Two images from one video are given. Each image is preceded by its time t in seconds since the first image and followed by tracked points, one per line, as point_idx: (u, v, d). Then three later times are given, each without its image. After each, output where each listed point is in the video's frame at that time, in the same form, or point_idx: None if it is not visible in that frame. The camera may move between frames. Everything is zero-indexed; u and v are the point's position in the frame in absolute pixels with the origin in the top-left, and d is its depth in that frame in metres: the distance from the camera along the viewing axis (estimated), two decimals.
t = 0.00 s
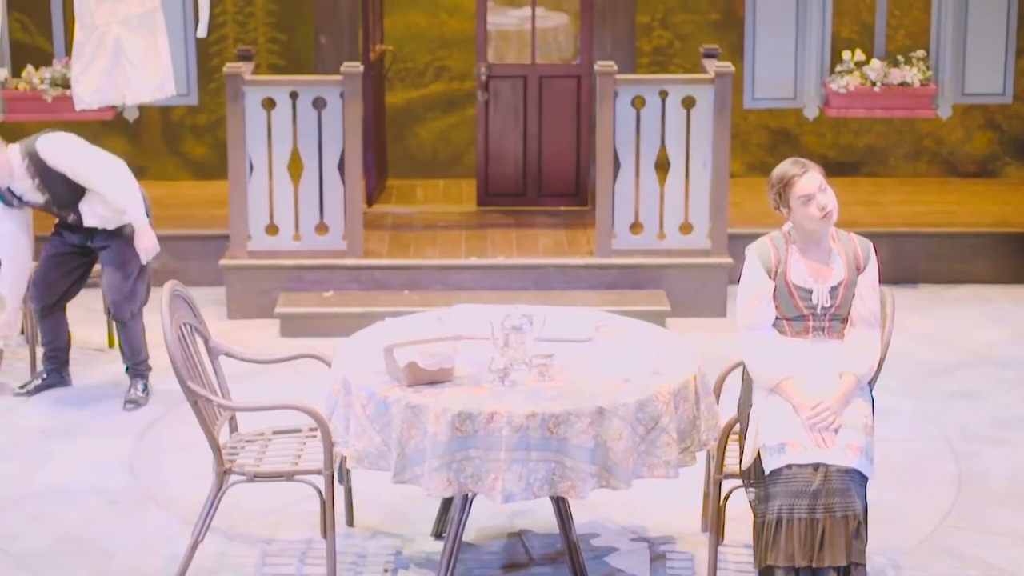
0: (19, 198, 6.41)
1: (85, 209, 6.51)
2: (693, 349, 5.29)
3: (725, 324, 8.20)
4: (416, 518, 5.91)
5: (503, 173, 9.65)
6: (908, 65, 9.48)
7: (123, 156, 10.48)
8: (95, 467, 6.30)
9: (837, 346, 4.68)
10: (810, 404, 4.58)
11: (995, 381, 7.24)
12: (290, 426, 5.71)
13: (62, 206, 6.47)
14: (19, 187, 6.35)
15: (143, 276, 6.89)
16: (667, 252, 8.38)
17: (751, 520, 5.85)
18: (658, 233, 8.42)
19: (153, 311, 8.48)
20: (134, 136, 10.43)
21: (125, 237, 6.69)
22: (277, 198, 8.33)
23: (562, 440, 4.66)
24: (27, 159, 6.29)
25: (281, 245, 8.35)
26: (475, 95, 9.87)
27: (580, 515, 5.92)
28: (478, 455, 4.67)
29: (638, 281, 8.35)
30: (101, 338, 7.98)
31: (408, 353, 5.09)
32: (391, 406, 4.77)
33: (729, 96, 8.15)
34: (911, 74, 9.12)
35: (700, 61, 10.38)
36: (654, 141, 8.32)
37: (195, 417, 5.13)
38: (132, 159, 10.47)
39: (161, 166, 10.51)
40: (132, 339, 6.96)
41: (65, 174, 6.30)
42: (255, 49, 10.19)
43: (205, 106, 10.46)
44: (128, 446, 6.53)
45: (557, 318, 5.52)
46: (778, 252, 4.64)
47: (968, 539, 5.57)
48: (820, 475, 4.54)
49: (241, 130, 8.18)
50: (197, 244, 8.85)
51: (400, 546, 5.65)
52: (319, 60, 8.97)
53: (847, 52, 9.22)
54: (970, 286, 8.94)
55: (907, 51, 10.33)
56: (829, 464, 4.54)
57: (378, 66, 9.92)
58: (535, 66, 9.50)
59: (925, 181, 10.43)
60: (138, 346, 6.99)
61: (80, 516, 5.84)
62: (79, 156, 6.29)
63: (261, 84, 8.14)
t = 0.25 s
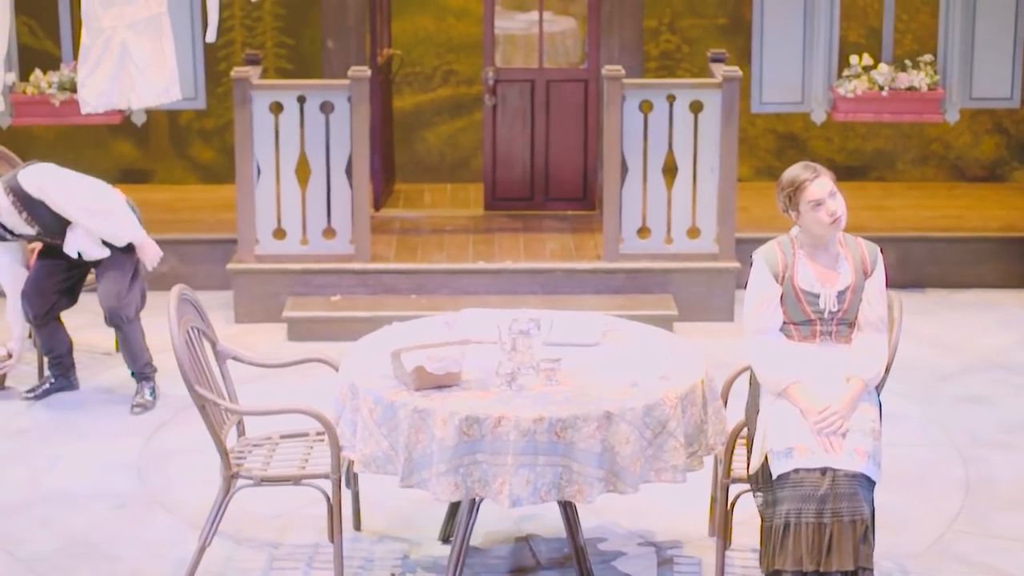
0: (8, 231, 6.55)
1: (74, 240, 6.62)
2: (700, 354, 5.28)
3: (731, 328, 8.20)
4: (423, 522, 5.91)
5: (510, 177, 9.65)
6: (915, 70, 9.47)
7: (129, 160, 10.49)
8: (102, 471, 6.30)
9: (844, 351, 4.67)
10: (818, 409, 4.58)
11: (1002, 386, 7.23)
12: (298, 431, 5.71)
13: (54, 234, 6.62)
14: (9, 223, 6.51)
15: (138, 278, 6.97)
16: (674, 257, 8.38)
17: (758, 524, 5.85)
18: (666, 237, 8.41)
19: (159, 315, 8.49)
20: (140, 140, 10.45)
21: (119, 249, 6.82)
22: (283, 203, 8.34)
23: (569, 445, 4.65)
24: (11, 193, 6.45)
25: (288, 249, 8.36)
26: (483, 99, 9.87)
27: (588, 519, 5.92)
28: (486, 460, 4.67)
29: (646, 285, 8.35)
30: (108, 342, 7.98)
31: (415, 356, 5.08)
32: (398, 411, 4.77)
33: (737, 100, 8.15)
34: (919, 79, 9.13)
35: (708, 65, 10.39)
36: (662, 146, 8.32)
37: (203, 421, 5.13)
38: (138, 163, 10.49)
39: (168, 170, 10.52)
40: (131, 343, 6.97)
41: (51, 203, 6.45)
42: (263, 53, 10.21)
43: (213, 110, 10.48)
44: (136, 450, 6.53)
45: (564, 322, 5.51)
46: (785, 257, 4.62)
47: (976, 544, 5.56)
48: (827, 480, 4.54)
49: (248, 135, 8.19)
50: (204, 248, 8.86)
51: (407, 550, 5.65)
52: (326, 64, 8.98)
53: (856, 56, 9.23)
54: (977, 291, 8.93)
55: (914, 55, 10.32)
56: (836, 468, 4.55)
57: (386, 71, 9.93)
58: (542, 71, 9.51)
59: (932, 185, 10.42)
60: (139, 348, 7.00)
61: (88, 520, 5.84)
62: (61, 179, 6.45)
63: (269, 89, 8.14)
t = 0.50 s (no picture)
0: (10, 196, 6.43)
1: (74, 212, 6.51)
2: (708, 359, 5.27)
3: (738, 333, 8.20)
4: (430, 526, 5.91)
5: (517, 182, 9.65)
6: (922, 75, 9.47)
7: (136, 165, 10.50)
8: (109, 475, 6.30)
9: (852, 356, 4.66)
10: (825, 413, 4.57)
11: (1009, 391, 7.22)
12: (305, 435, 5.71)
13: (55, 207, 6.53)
14: (13, 188, 6.44)
15: (143, 272, 6.97)
16: (681, 261, 8.38)
17: (765, 529, 5.85)
18: (673, 242, 8.41)
19: (166, 319, 8.50)
20: (146, 144, 10.46)
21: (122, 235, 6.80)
22: (290, 207, 8.34)
23: (576, 449, 4.65)
24: (22, 156, 6.40)
25: (295, 254, 8.37)
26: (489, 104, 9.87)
27: (595, 524, 5.92)
28: (493, 464, 4.67)
29: (652, 290, 8.35)
30: (114, 346, 7.99)
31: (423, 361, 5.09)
32: (405, 415, 4.77)
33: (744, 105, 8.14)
34: (926, 83, 9.16)
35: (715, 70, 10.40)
36: (668, 151, 8.32)
37: (209, 426, 5.13)
38: (145, 168, 10.50)
39: (175, 175, 10.53)
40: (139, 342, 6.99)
41: (61, 170, 6.42)
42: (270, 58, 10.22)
43: (219, 114, 10.49)
44: (143, 454, 6.54)
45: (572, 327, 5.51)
46: (792, 262, 4.62)
47: (984, 549, 5.55)
48: (834, 484, 4.54)
49: (255, 139, 8.19)
50: (211, 252, 8.86)
51: (414, 555, 5.65)
52: (334, 69, 8.98)
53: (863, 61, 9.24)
54: (984, 296, 8.92)
55: (921, 60, 10.32)
56: (843, 473, 4.54)
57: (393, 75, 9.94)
58: (549, 75, 9.51)
59: (939, 189, 10.41)
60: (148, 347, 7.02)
61: (94, 524, 5.84)
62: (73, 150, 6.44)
63: (276, 93, 8.15)
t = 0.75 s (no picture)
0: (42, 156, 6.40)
1: (102, 179, 6.54)
2: (715, 364, 5.26)
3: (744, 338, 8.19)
4: (438, 530, 5.91)
5: (524, 186, 9.65)
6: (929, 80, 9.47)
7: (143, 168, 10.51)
8: (115, 479, 6.31)
9: (859, 362, 4.66)
10: (832, 418, 4.57)
11: (1016, 396, 7.22)
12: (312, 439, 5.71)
13: (81, 174, 6.50)
14: (43, 144, 6.38)
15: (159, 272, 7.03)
16: (688, 266, 8.38)
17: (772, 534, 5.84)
18: (680, 246, 8.42)
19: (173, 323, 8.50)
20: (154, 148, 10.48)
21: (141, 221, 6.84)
22: (297, 211, 8.35)
23: (583, 454, 4.65)
24: (65, 114, 6.40)
25: (302, 258, 8.37)
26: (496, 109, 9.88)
27: (602, 529, 5.92)
28: (500, 469, 4.67)
29: (659, 294, 8.35)
30: (121, 350, 7.99)
31: (430, 366, 5.10)
32: (412, 419, 4.76)
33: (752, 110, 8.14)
34: (934, 88, 9.19)
35: (722, 75, 10.40)
36: (676, 156, 8.33)
37: (216, 430, 5.13)
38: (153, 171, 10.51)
39: (182, 179, 10.54)
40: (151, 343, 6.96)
41: (100, 137, 6.46)
42: (278, 63, 10.23)
43: (227, 118, 10.50)
44: (149, 458, 6.54)
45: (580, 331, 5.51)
46: (799, 266, 4.61)
47: (992, 554, 5.55)
48: (841, 489, 4.54)
49: (263, 143, 8.19)
50: (218, 257, 8.87)
51: (420, 559, 5.65)
52: (341, 73, 8.99)
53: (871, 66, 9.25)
54: (991, 300, 8.92)
55: (928, 65, 10.32)
56: (850, 479, 4.53)
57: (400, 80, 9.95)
58: (557, 79, 9.52)
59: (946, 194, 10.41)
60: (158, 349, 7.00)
61: (101, 528, 5.85)
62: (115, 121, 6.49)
63: (284, 97, 8.15)
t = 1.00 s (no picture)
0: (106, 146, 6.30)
1: (162, 184, 6.39)
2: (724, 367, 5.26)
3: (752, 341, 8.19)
4: (447, 534, 5.91)
5: (533, 189, 9.65)
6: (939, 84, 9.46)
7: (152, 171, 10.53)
8: (124, 482, 6.31)
9: (868, 366, 4.65)
10: (841, 422, 4.56)
11: None
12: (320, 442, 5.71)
13: (140, 177, 6.38)
14: (109, 135, 6.31)
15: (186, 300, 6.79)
16: (697, 269, 8.37)
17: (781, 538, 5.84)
18: (689, 250, 8.41)
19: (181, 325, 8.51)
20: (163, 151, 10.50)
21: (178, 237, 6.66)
22: (306, 215, 8.35)
23: (592, 457, 4.64)
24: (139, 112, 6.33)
25: (311, 261, 8.37)
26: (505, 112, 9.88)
27: (611, 532, 5.91)
28: (508, 472, 4.66)
29: (667, 298, 8.34)
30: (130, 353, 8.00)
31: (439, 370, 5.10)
32: (421, 423, 4.76)
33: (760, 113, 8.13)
34: (942, 90, 9.13)
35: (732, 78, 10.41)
36: (685, 159, 8.32)
37: (225, 434, 5.13)
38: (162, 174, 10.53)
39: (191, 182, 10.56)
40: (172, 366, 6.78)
41: (166, 142, 6.41)
42: (287, 66, 10.24)
43: (236, 121, 10.52)
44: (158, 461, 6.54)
45: (588, 333, 5.50)
46: (808, 269, 4.61)
47: (1003, 559, 5.54)
48: (850, 493, 4.53)
49: (272, 146, 8.20)
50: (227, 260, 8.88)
51: (429, 562, 5.65)
52: (350, 76, 8.98)
53: (879, 70, 9.24)
54: (1000, 304, 8.91)
55: (937, 68, 10.31)
56: (859, 482, 4.53)
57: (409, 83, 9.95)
58: (566, 83, 9.52)
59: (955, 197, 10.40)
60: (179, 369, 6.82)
61: (110, 531, 5.85)
62: (184, 136, 6.47)
63: (293, 100, 8.15)
